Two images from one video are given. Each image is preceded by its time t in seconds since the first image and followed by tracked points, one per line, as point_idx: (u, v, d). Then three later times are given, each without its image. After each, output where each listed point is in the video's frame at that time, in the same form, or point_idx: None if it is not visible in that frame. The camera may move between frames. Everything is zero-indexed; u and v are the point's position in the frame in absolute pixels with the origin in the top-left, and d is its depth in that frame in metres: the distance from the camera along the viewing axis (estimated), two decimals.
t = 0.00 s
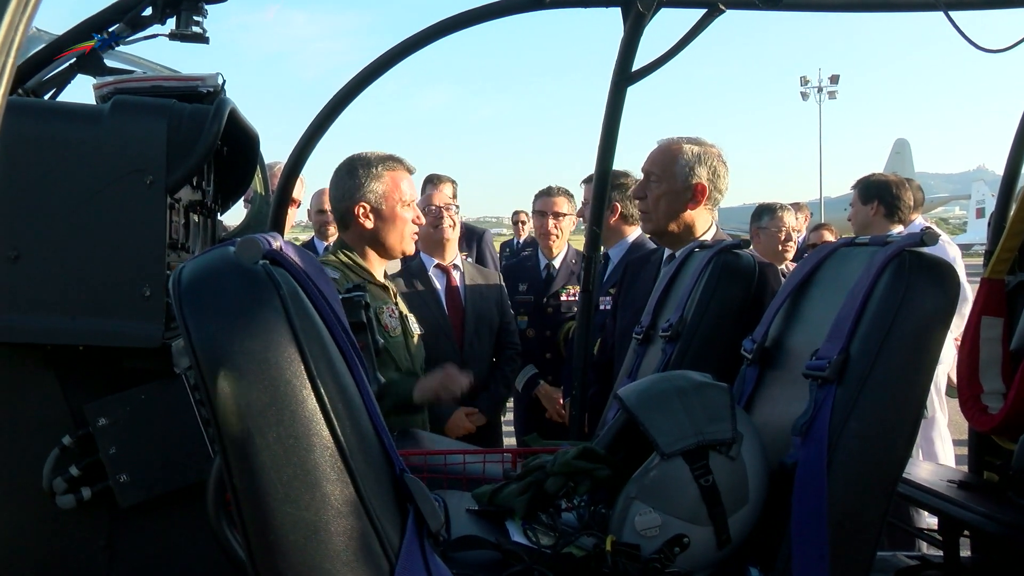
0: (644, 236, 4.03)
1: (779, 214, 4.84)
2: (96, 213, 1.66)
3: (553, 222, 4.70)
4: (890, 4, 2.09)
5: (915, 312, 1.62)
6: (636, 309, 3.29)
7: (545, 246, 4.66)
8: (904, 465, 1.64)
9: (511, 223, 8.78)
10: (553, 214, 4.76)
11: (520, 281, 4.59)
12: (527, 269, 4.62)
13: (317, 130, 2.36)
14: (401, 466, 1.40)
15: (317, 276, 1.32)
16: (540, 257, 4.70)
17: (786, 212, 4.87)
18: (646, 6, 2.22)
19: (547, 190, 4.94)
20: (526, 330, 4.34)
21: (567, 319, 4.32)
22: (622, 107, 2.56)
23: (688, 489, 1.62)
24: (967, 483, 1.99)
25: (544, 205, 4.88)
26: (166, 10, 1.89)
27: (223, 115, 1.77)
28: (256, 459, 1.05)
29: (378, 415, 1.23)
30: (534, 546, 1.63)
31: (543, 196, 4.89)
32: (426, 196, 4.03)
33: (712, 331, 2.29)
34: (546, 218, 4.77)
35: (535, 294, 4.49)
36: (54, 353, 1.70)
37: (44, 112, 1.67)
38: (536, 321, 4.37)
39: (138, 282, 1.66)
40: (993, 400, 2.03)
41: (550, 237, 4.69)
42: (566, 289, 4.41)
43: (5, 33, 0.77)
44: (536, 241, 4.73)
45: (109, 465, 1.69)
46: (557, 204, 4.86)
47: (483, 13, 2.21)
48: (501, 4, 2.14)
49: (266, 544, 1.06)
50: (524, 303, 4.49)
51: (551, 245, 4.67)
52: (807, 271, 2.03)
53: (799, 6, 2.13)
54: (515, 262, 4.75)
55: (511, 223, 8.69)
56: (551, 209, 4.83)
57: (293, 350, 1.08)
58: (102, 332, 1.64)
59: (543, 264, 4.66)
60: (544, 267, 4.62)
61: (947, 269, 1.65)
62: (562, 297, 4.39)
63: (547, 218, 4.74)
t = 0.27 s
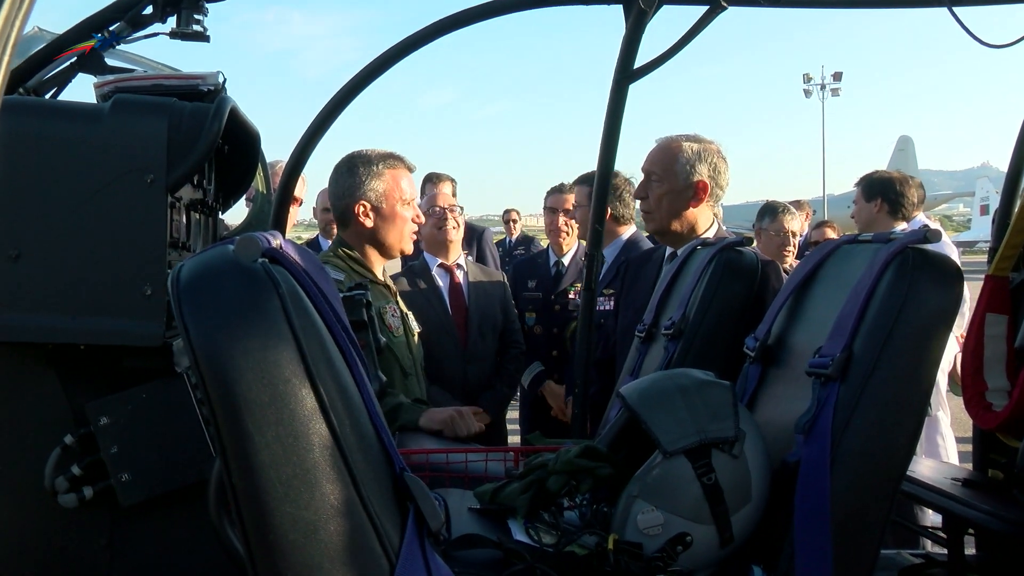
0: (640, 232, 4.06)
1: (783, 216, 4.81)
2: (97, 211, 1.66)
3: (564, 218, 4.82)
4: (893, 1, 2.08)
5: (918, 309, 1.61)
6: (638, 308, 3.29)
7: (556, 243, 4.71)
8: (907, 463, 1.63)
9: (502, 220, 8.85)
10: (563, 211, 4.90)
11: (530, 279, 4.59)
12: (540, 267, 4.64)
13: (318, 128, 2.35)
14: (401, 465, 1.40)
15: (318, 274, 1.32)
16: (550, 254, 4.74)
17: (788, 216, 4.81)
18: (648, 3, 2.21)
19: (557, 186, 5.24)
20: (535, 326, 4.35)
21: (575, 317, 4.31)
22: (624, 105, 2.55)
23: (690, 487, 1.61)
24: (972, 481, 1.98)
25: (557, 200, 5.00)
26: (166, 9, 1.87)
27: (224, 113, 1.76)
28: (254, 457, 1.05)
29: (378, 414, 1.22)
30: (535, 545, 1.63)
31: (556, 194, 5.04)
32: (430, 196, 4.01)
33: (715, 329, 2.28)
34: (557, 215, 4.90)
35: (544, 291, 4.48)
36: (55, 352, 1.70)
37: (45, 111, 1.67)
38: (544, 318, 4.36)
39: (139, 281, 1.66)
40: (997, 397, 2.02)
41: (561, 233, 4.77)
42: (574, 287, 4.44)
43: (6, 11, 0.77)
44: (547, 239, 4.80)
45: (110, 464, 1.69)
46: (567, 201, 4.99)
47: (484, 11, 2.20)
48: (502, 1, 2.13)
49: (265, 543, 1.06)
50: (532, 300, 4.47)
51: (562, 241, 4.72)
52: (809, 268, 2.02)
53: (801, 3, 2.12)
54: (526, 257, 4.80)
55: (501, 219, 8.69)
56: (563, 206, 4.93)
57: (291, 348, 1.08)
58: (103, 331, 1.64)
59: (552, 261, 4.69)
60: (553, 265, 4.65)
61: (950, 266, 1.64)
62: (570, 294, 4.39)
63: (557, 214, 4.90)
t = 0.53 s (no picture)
0: (634, 230, 4.07)
1: (784, 209, 4.80)
2: (99, 210, 1.66)
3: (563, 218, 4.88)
4: None
5: (923, 307, 1.60)
6: (642, 305, 3.28)
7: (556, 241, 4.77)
8: (912, 462, 1.62)
9: (503, 218, 8.89)
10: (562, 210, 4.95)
11: (530, 277, 4.63)
12: (540, 265, 4.66)
13: (321, 126, 2.35)
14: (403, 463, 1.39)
15: (319, 272, 1.31)
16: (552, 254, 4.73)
17: (791, 207, 4.81)
18: None
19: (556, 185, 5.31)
20: (536, 324, 4.37)
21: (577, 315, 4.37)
22: (628, 102, 2.54)
23: (694, 486, 1.60)
24: (977, 479, 1.97)
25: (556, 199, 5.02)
26: (168, 6, 1.84)
27: (225, 111, 1.76)
28: (254, 458, 1.04)
29: (379, 412, 1.22)
30: (539, 544, 1.62)
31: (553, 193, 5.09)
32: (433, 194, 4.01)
33: (719, 327, 2.27)
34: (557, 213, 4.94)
35: (544, 289, 4.51)
36: (58, 350, 1.70)
37: (46, 110, 1.67)
38: (545, 315, 4.40)
39: (142, 279, 1.66)
40: (1003, 395, 2.01)
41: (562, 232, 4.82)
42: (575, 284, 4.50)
43: (4, 6, 0.88)
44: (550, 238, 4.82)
45: (113, 463, 1.68)
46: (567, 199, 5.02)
47: (487, 8, 2.19)
48: None
49: (265, 543, 1.06)
50: (533, 298, 4.50)
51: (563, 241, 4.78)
52: (814, 266, 2.01)
53: None
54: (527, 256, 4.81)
55: (501, 215, 8.71)
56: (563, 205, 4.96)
57: (291, 347, 1.07)
58: (106, 330, 1.64)
59: (553, 258, 4.71)
60: (555, 263, 4.65)
61: (955, 264, 1.63)
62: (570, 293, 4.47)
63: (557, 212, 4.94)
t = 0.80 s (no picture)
0: (632, 227, 4.08)
1: (790, 208, 4.78)
2: (102, 205, 1.66)
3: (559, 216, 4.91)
4: None
5: (928, 303, 1.59)
6: (646, 302, 3.27)
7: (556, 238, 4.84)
8: (916, 460, 1.62)
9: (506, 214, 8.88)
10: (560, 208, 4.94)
11: (532, 274, 4.62)
12: (540, 262, 4.68)
13: (325, 122, 2.34)
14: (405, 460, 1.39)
15: (322, 268, 1.31)
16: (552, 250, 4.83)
17: (796, 206, 4.80)
18: None
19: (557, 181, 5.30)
20: (539, 321, 4.34)
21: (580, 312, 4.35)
22: (633, 98, 2.53)
23: (698, 483, 1.60)
24: (982, 476, 1.96)
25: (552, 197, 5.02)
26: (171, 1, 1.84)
27: (229, 106, 1.75)
28: (256, 453, 1.04)
29: (381, 408, 1.22)
30: (542, 540, 1.63)
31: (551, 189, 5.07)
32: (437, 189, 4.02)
33: (723, 324, 2.27)
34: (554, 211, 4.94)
35: (547, 286, 4.52)
36: (61, 345, 1.70)
37: (49, 106, 1.66)
38: (547, 313, 4.38)
39: (144, 274, 1.66)
40: (1008, 392, 2.00)
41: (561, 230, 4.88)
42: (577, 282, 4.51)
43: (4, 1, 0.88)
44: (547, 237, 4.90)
45: (116, 458, 1.69)
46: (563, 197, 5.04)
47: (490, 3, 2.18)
48: None
49: (267, 540, 1.05)
50: (536, 295, 4.50)
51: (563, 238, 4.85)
52: (818, 262, 2.01)
53: None
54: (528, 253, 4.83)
55: (502, 212, 8.70)
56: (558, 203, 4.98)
57: (293, 343, 1.07)
58: (108, 325, 1.64)
59: (553, 256, 4.82)
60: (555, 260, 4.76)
61: (961, 261, 1.62)
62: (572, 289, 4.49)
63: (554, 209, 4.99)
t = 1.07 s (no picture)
0: (631, 225, 4.09)
1: (790, 205, 4.78)
2: (98, 202, 1.65)
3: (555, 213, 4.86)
4: None
5: (926, 300, 1.59)
6: (644, 299, 3.27)
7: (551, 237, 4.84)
8: (913, 457, 1.62)
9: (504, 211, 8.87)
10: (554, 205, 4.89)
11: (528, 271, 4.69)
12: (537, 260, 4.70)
13: (322, 119, 2.34)
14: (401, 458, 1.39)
15: (319, 265, 1.31)
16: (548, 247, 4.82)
17: (796, 203, 4.80)
18: None
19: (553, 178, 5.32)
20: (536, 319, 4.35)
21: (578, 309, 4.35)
22: (631, 95, 2.52)
23: (695, 480, 1.60)
24: (979, 474, 1.96)
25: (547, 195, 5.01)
26: None
27: (226, 102, 1.74)
28: (252, 451, 1.04)
29: (378, 405, 1.21)
30: (540, 538, 1.63)
31: (547, 188, 5.12)
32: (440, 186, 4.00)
33: (720, 321, 2.27)
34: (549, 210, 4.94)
35: (544, 283, 4.54)
36: (58, 343, 1.69)
37: (45, 102, 1.66)
38: (544, 310, 4.39)
39: (141, 271, 1.65)
40: (1005, 389, 2.00)
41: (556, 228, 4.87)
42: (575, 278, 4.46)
43: None
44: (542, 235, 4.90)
45: (113, 455, 1.68)
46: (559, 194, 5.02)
47: None
48: None
49: (263, 538, 1.05)
50: (532, 292, 4.53)
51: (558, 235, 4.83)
52: (816, 260, 2.01)
53: None
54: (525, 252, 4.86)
55: (495, 209, 8.67)
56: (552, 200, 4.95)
57: (289, 340, 1.07)
58: (105, 322, 1.63)
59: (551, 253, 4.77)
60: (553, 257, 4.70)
61: (958, 258, 1.62)
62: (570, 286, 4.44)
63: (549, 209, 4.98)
